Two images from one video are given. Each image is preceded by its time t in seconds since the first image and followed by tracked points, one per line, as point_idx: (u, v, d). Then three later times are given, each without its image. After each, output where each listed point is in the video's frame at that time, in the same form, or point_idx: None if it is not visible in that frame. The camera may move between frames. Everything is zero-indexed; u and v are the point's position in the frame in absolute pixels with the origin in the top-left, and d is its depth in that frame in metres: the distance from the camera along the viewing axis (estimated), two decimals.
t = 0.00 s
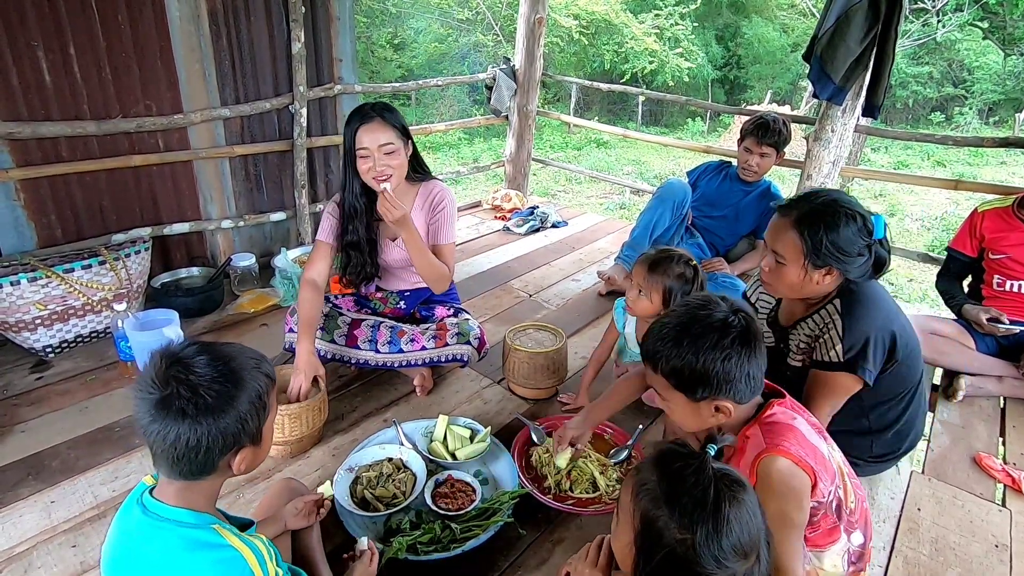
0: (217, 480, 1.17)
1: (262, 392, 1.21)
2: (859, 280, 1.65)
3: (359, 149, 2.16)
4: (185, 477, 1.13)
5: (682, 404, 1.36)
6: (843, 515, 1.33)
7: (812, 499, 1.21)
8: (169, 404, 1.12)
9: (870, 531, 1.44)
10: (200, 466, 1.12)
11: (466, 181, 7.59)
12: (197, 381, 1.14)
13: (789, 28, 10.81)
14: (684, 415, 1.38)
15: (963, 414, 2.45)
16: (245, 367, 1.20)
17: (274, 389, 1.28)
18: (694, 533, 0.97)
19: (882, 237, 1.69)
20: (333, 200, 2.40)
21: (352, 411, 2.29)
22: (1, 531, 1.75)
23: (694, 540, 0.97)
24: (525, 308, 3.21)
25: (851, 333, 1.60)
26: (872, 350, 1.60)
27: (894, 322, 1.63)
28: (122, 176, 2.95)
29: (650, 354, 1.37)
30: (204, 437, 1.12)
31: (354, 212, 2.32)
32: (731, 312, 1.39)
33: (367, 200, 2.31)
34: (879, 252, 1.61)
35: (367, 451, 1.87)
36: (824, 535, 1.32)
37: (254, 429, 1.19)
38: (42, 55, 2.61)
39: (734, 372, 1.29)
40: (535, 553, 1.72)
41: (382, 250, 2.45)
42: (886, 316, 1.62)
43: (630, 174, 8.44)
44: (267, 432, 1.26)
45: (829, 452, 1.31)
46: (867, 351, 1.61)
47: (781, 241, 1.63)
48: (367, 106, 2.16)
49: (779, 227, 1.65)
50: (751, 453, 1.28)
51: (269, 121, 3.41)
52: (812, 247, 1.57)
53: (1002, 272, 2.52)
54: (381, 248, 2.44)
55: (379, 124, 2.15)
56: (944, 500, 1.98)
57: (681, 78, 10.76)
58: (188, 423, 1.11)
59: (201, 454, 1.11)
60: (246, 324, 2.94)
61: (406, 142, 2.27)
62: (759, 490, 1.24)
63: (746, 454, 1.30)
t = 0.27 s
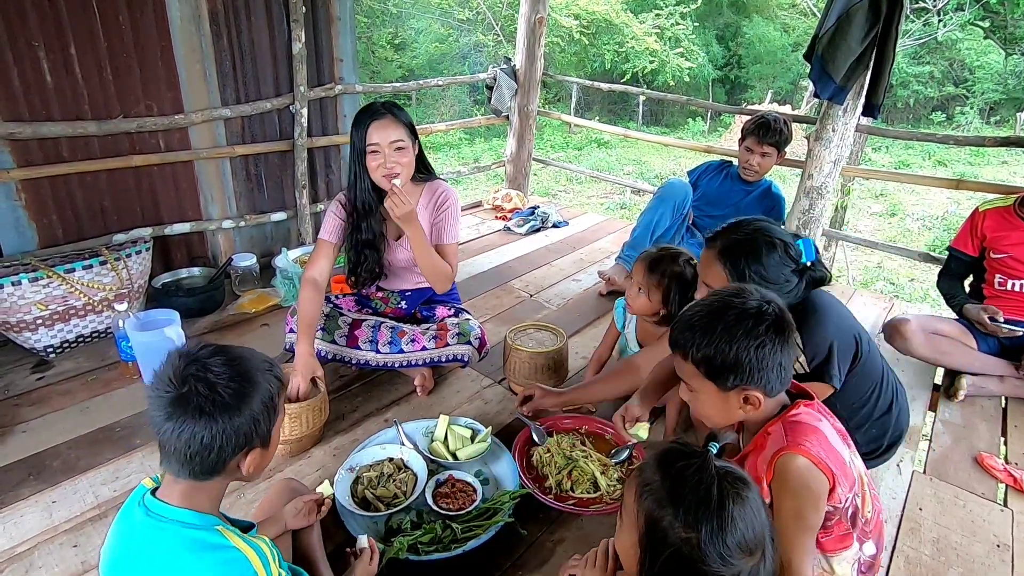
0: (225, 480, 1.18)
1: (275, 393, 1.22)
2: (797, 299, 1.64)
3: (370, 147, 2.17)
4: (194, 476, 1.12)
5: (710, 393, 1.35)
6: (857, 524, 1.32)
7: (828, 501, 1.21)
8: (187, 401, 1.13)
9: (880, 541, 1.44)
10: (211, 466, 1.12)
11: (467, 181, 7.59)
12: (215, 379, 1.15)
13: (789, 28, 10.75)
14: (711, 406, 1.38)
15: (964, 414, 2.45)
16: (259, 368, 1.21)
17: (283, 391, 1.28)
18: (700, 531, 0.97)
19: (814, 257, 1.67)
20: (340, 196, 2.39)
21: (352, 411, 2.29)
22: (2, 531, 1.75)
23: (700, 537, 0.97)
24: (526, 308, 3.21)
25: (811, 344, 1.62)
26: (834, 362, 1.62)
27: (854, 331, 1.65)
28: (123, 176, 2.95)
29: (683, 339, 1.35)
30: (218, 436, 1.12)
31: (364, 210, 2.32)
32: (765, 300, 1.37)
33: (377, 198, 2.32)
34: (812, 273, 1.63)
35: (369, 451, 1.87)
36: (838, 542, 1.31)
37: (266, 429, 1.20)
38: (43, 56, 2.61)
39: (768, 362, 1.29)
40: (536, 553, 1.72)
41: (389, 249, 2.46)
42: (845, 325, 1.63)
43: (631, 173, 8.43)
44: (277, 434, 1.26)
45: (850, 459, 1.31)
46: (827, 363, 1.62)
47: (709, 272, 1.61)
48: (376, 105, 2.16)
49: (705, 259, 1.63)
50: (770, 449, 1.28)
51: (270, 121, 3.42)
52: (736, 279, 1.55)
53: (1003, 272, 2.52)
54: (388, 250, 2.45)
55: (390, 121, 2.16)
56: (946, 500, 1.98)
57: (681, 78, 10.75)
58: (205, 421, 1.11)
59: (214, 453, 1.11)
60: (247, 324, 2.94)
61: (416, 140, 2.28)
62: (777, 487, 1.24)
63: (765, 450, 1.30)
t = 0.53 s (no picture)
0: (224, 477, 1.18)
1: (270, 389, 1.22)
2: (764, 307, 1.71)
3: (371, 144, 2.18)
4: (192, 475, 1.12)
5: (718, 388, 1.34)
6: (863, 530, 1.32)
7: (833, 505, 1.22)
8: (181, 400, 1.13)
9: (884, 547, 1.45)
10: (209, 464, 1.12)
11: (467, 181, 7.59)
12: (209, 377, 1.15)
13: (789, 27, 10.66)
14: (718, 403, 1.37)
15: (965, 414, 2.45)
16: (255, 365, 1.21)
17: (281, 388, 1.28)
18: (699, 536, 0.97)
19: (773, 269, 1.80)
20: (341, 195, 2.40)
21: (353, 411, 2.29)
22: (4, 530, 1.75)
23: (700, 541, 0.97)
24: (526, 308, 3.21)
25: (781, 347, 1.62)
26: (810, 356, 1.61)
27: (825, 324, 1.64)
28: (123, 176, 2.96)
29: (694, 330, 1.35)
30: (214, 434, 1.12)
31: (364, 209, 2.32)
32: (776, 300, 1.41)
33: (378, 196, 2.32)
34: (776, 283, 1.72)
35: (369, 450, 1.88)
36: (842, 546, 1.31)
37: (262, 427, 1.20)
38: (44, 57, 2.61)
39: (780, 358, 1.30)
40: (537, 552, 1.72)
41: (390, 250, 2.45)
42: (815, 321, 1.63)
43: (631, 173, 8.43)
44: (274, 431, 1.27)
45: (858, 464, 1.30)
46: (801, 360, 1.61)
47: (677, 286, 1.65)
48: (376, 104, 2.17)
49: (672, 274, 1.68)
50: (776, 450, 1.29)
51: (270, 121, 3.42)
52: (704, 291, 1.60)
53: (1004, 271, 2.52)
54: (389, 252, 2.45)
55: (389, 118, 2.18)
56: (946, 499, 1.98)
57: (682, 78, 10.75)
58: (200, 419, 1.11)
59: (210, 451, 1.12)
60: (248, 324, 2.95)
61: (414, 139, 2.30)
62: (782, 488, 1.25)
63: (772, 451, 1.30)
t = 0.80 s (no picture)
0: (222, 478, 1.18)
1: (263, 388, 1.21)
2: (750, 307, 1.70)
3: (360, 146, 2.19)
4: (189, 476, 1.13)
5: (720, 397, 1.34)
6: (865, 531, 1.33)
7: (835, 508, 1.22)
8: (172, 403, 1.12)
9: (885, 548, 1.45)
10: (204, 465, 1.12)
11: (468, 182, 7.60)
12: (199, 379, 1.14)
13: (790, 27, 10.70)
14: (717, 411, 1.37)
15: (965, 414, 2.44)
16: (245, 364, 1.20)
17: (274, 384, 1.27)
18: (699, 542, 0.97)
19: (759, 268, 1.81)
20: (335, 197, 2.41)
21: (353, 411, 2.29)
22: (4, 530, 1.75)
23: (700, 547, 0.97)
24: (527, 308, 3.21)
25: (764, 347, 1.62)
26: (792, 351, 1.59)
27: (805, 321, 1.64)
28: (123, 176, 2.96)
29: (692, 342, 1.34)
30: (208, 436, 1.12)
31: (355, 212, 2.31)
32: (769, 303, 1.41)
33: (370, 198, 2.32)
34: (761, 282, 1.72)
35: (369, 451, 1.88)
36: (844, 548, 1.31)
37: (257, 425, 1.20)
38: (44, 57, 2.61)
39: (780, 362, 1.30)
40: (537, 553, 1.72)
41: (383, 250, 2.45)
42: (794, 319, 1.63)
43: (631, 174, 8.43)
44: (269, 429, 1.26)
45: (860, 465, 1.31)
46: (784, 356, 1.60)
47: (662, 286, 1.67)
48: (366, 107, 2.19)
49: (657, 275, 1.69)
50: (779, 454, 1.29)
51: (271, 121, 3.41)
52: (688, 293, 1.60)
53: (1004, 271, 2.52)
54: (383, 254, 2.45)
55: (377, 121, 2.19)
56: (947, 500, 1.97)
57: (682, 78, 10.75)
58: (193, 422, 1.11)
59: (205, 453, 1.11)
60: (248, 324, 2.95)
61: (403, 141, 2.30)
62: (785, 491, 1.25)
63: (774, 454, 1.30)
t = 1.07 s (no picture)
0: (224, 481, 1.18)
1: (263, 393, 1.20)
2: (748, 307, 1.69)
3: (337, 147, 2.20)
4: (190, 479, 1.13)
5: (720, 402, 1.33)
6: (865, 532, 1.33)
7: (836, 509, 1.22)
8: (169, 408, 1.12)
9: (885, 548, 1.45)
10: (202, 468, 1.12)
11: (468, 182, 7.60)
12: (196, 384, 1.14)
13: (790, 28, 10.73)
14: (717, 416, 1.37)
15: (966, 414, 2.44)
16: (245, 367, 1.19)
17: (278, 388, 1.26)
18: (698, 544, 0.97)
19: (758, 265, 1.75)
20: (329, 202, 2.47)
21: (354, 411, 2.29)
22: (5, 530, 1.75)
23: (699, 549, 0.97)
24: (527, 308, 3.21)
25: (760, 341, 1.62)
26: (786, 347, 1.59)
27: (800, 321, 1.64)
28: (125, 176, 2.96)
29: (689, 348, 1.34)
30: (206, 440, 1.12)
31: (337, 213, 2.34)
32: (763, 304, 1.41)
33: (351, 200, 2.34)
34: (757, 281, 1.69)
35: (370, 450, 1.88)
36: (845, 548, 1.31)
37: (257, 429, 1.19)
38: (46, 58, 2.62)
39: (777, 362, 1.31)
40: (538, 553, 1.72)
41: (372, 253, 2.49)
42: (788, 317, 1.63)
43: (632, 174, 8.44)
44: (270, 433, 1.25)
45: (859, 466, 1.31)
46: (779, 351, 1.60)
47: (660, 289, 1.67)
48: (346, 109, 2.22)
49: (654, 277, 1.69)
50: (778, 456, 1.28)
51: (272, 122, 3.42)
52: (686, 293, 1.61)
53: (1005, 272, 2.52)
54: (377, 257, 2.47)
55: (358, 121, 2.19)
56: (948, 501, 1.97)
57: (683, 79, 10.75)
58: (189, 427, 1.11)
59: (203, 457, 1.11)
60: (249, 324, 2.95)
61: (387, 141, 2.29)
62: (785, 494, 1.25)
63: (774, 456, 1.30)
